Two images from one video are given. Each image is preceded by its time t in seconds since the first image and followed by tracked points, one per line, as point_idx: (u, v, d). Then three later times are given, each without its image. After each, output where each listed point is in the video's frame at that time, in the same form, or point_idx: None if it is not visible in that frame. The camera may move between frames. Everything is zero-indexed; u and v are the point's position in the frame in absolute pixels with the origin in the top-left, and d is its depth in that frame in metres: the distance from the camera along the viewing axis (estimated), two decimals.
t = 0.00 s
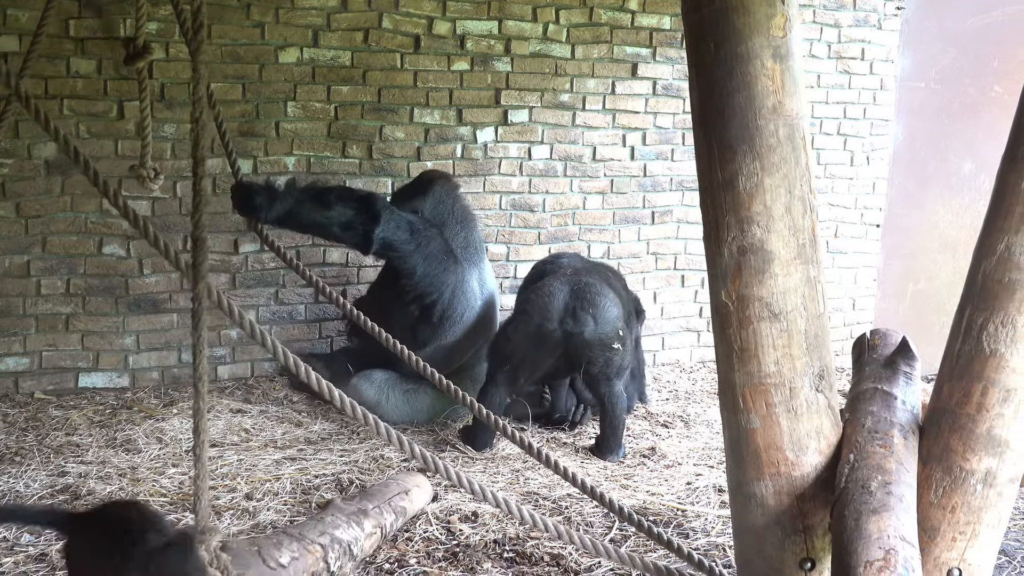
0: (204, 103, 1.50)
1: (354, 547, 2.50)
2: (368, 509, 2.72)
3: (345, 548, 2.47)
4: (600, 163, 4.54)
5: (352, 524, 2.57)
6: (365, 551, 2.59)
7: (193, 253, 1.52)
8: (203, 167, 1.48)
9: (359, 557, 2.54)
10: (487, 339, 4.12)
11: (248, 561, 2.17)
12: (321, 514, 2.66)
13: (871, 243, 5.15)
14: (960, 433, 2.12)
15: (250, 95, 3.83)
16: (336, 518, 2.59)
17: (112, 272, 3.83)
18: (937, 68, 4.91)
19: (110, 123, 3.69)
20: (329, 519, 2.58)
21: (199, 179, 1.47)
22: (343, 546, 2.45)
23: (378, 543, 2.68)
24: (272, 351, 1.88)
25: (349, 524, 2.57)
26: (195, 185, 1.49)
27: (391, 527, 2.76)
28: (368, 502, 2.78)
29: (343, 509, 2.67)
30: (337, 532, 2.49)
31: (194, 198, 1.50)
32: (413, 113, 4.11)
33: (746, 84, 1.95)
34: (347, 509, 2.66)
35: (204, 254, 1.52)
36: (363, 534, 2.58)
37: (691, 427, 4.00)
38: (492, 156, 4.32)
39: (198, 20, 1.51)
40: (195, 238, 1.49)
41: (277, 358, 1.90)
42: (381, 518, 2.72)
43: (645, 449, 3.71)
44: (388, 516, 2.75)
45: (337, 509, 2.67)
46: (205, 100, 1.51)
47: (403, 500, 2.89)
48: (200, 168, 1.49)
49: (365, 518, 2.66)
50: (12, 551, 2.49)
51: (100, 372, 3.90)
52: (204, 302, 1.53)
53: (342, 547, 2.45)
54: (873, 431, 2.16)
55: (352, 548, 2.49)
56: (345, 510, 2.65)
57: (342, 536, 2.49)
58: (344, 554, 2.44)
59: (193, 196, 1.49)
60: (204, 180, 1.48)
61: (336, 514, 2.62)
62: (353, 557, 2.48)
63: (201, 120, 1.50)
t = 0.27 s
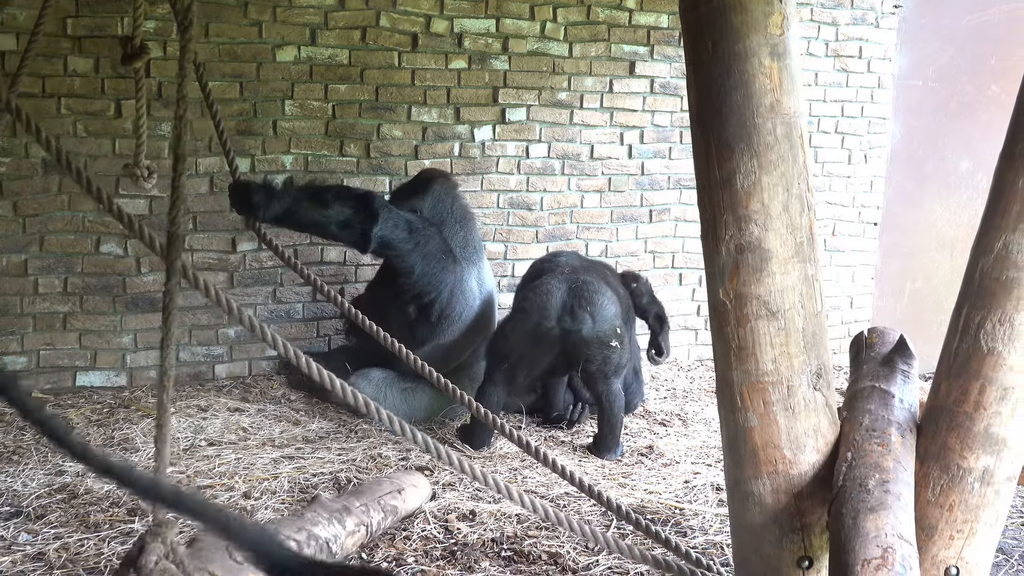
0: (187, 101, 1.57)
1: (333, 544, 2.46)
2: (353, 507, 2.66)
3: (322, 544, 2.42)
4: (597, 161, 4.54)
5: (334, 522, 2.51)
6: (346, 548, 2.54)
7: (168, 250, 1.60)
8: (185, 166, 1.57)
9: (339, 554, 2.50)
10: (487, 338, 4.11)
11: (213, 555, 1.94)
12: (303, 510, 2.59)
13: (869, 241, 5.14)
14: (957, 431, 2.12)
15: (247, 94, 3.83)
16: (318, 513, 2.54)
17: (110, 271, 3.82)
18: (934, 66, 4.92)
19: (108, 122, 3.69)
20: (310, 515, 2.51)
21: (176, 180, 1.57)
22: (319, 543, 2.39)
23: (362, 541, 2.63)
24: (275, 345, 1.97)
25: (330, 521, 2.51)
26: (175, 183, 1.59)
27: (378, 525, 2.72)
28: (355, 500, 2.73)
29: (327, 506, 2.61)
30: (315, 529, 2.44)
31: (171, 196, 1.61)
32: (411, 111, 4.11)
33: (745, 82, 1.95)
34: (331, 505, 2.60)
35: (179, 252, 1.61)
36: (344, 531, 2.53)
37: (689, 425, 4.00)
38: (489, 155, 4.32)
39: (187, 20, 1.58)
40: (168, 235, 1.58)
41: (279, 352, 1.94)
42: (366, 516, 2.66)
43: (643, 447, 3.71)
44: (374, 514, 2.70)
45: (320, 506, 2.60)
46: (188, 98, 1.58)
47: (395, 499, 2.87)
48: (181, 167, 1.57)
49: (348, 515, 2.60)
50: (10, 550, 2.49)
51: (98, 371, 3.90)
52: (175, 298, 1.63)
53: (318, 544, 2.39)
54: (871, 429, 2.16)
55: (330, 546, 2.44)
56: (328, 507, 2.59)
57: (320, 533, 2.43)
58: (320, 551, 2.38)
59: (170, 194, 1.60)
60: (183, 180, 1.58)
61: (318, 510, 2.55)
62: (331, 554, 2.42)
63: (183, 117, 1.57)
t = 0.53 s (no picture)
0: (176, 100, 1.57)
1: (320, 542, 2.41)
2: (343, 506, 2.63)
3: (308, 543, 2.37)
4: (594, 161, 4.55)
5: (322, 520, 2.47)
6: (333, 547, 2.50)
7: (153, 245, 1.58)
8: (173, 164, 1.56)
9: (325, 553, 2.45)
10: (482, 337, 4.12)
11: (195, 550, 1.98)
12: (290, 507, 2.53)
13: (865, 240, 5.15)
14: (953, 430, 2.13)
15: (243, 92, 3.83)
16: (307, 511, 2.49)
17: (106, 270, 3.82)
18: (930, 66, 4.92)
19: (103, 121, 3.69)
20: (298, 513, 2.46)
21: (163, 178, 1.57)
22: (306, 541, 2.35)
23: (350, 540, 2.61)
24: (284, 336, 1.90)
25: (318, 519, 2.47)
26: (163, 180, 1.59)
27: (368, 524, 2.68)
28: (346, 499, 2.69)
29: (316, 503, 2.57)
30: (303, 527, 2.38)
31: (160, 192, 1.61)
32: (406, 110, 4.11)
33: (741, 81, 1.95)
34: (320, 504, 2.56)
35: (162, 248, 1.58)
36: (332, 530, 2.49)
37: (686, 425, 4.00)
38: (486, 154, 4.32)
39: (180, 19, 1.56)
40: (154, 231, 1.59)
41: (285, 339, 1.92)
42: (355, 515, 2.64)
43: (639, 446, 3.71)
44: (365, 513, 2.67)
45: (308, 503, 2.56)
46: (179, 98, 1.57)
47: (388, 498, 2.85)
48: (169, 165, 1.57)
49: (337, 514, 2.57)
50: (5, 549, 2.48)
51: (93, 370, 3.89)
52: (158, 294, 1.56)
53: (304, 542, 2.34)
54: (867, 428, 2.16)
55: (317, 544, 2.40)
56: (317, 505, 2.55)
57: (308, 531, 2.38)
58: (306, 550, 2.34)
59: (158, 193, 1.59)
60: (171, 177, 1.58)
61: (307, 508, 2.50)
62: (317, 553, 2.38)
63: (171, 115, 1.57)
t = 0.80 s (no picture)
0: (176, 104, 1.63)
1: (324, 548, 2.43)
2: (346, 510, 2.64)
3: (314, 549, 2.39)
4: (591, 160, 4.55)
5: (327, 525, 2.49)
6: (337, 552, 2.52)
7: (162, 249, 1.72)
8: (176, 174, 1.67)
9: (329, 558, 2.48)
10: (480, 336, 4.12)
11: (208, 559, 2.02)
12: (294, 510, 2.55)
13: (862, 239, 5.17)
14: (950, 429, 2.13)
15: (240, 92, 3.83)
16: (311, 516, 2.50)
17: (103, 269, 3.82)
18: (927, 65, 4.92)
19: (100, 120, 3.69)
20: (303, 517, 2.48)
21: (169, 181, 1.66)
22: (312, 547, 2.37)
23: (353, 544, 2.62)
24: (266, 352, 1.94)
25: (323, 524, 2.48)
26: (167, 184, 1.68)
27: (370, 527, 2.71)
28: (348, 502, 2.70)
29: (320, 507, 2.58)
30: (307, 532, 2.40)
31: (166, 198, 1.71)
32: (403, 110, 4.11)
33: (738, 80, 1.95)
34: (324, 508, 2.57)
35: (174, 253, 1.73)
36: (336, 535, 2.51)
37: (683, 424, 4.01)
38: (482, 153, 4.32)
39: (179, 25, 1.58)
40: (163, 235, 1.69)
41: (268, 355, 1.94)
42: (359, 519, 2.65)
43: (636, 445, 3.71)
44: (367, 516, 2.69)
45: (313, 506, 2.57)
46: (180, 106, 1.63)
47: (388, 500, 2.86)
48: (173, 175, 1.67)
49: (341, 518, 2.59)
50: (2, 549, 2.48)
51: (90, 369, 3.89)
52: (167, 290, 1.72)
53: (311, 549, 2.36)
54: (864, 427, 2.16)
55: (322, 550, 2.41)
56: (321, 509, 2.56)
57: (313, 536, 2.40)
58: (313, 556, 2.36)
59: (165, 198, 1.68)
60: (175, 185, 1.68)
61: (311, 513, 2.51)
62: (322, 559, 2.40)
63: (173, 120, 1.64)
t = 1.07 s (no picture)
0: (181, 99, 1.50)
1: (331, 544, 2.43)
2: (348, 507, 2.66)
3: (321, 546, 2.38)
4: (587, 159, 4.55)
5: (331, 522, 2.50)
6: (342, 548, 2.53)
7: (167, 250, 1.50)
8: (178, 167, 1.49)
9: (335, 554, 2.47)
10: (475, 335, 4.18)
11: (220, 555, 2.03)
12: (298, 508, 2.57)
13: (858, 238, 5.15)
14: (945, 427, 2.13)
15: (236, 90, 3.82)
16: (314, 514, 2.51)
17: (99, 268, 3.82)
18: (923, 64, 4.92)
19: (96, 119, 3.68)
20: (306, 516, 2.50)
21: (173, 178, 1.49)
22: (318, 544, 2.37)
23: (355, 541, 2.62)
24: (258, 350, 1.91)
25: (327, 521, 2.49)
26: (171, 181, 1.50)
27: (371, 524, 2.72)
28: (349, 499, 2.72)
29: (322, 506, 2.60)
30: (313, 530, 2.41)
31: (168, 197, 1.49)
32: (399, 108, 4.11)
33: (733, 80, 1.95)
34: (326, 506, 2.60)
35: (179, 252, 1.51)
36: (340, 532, 2.51)
37: (679, 422, 4.01)
38: (478, 152, 4.32)
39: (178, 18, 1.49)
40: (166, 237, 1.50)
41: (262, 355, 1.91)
42: (360, 516, 2.66)
43: (632, 444, 3.71)
44: (368, 514, 2.70)
45: (314, 506, 2.60)
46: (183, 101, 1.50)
47: (386, 497, 2.86)
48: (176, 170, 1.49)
49: (344, 516, 2.60)
50: None
51: (86, 368, 3.89)
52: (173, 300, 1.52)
53: (318, 545, 2.37)
54: (859, 426, 2.16)
55: (328, 546, 2.42)
56: (324, 507, 2.58)
57: (319, 533, 2.41)
58: (319, 552, 2.36)
59: (166, 193, 1.48)
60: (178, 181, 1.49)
61: (314, 510, 2.53)
62: (328, 555, 2.40)
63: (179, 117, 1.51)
